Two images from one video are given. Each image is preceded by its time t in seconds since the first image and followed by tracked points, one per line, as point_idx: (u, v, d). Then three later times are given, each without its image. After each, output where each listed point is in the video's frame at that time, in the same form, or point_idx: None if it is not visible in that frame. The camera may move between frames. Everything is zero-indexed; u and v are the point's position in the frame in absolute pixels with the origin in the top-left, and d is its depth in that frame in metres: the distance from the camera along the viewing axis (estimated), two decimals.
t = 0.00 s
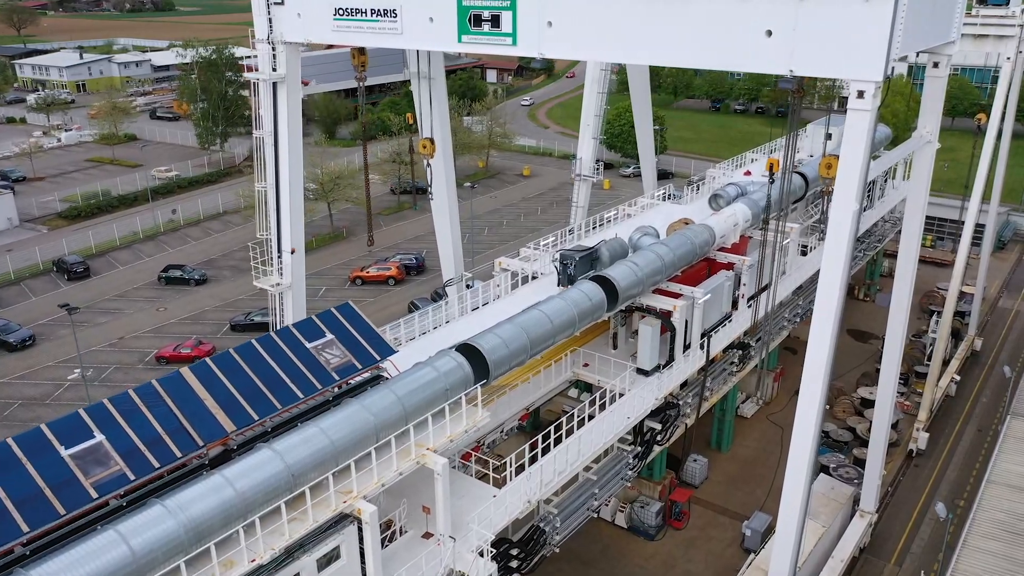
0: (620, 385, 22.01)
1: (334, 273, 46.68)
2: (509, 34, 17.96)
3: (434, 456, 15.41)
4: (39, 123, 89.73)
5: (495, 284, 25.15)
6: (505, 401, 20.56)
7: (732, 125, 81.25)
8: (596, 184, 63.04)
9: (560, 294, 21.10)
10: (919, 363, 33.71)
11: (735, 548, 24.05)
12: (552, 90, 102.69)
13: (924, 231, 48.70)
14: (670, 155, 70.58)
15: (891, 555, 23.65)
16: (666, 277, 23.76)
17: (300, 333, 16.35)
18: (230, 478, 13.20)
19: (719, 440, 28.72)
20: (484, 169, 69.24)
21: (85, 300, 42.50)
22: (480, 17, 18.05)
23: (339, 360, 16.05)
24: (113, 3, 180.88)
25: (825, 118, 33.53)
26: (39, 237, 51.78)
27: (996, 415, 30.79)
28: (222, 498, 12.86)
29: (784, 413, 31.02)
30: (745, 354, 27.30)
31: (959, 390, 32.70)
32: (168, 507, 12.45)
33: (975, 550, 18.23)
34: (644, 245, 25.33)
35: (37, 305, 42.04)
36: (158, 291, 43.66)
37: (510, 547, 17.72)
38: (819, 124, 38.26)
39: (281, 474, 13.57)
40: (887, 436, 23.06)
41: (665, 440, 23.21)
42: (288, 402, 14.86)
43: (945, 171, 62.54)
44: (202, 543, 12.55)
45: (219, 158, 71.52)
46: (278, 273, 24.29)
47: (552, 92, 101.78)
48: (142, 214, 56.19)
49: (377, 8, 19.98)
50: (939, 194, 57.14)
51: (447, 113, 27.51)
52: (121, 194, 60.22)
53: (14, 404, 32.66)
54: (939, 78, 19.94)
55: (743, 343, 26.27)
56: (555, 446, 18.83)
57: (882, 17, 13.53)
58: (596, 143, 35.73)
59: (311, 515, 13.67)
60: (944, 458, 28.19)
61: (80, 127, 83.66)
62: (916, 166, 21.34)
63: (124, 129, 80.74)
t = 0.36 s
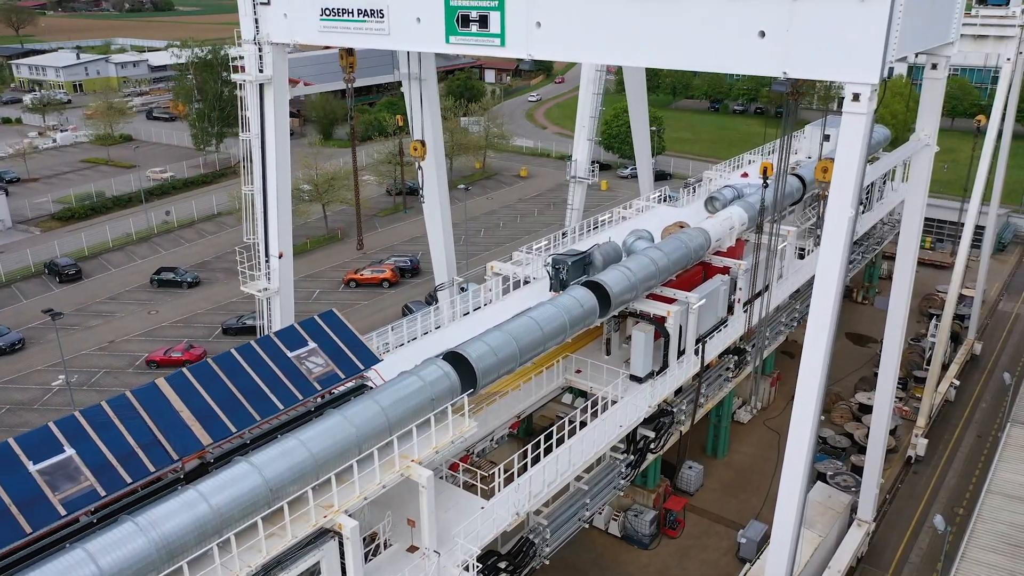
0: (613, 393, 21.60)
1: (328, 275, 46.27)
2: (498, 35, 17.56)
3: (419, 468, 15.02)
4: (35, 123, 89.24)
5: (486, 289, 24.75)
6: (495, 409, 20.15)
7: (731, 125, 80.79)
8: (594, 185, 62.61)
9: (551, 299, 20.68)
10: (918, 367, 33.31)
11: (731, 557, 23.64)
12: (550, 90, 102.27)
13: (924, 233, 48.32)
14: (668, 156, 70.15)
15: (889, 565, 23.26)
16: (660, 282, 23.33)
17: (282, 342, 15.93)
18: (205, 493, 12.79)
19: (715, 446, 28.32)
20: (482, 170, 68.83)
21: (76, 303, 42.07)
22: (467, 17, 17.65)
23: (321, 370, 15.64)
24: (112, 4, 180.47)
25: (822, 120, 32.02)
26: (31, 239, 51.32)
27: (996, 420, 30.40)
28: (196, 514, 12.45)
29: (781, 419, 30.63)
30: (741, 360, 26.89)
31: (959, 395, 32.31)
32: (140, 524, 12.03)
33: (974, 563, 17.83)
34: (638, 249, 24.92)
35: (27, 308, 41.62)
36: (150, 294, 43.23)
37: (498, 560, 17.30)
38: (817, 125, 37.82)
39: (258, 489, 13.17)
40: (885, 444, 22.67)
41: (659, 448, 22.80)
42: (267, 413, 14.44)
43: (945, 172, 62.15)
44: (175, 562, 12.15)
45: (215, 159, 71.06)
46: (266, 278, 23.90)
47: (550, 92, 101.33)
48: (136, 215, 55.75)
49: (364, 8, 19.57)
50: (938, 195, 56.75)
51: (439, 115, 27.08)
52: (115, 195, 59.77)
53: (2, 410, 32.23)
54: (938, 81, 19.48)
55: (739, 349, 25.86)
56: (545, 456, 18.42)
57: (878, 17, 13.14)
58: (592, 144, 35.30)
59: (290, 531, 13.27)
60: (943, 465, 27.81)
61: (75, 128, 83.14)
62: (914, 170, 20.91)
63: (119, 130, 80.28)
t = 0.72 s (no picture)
0: (605, 401, 21.20)
1: (322, 277, 45.88)
2: (485, 37, 17.14)
3: (402, 481, 14.63)
4: (31, 124, 88.80)
5: (478, 295, 24.38)
6: (484, 418, 19.77)
7: (730, 126, 80.34)
8: (591, 187, 62.22)
9: (542, 306, 20.30)
10: (916, 372, 32.92)
11: (726, 567, 23.24)
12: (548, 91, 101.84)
13: (923, 235, 47.94)
14: (666, 157, 69.75)
15: None
16: (654, 288, 22.97)
17: (262, 352, 15.58)
18: (179, 510, 12.41)
19: (710, 454, 27.95)
20: (479, 171, 68.44)
21: (67, 306, 41.71)
22: (455, 19, 17.27)
23: (303, 381, 15.28)
24: (112, 4, 180.16)
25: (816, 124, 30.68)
26: (24, 241, 50.92)
27: (995, 427, 30.01)
28: (169, 532, 12.06)
29: (778, 425, 30.29)
30: (736, 366, 26.49)
31: (958, 400, 31.94)
32: (109, 543, 11.65)
33: None
34: (632, 254, 24.54)
35: (18, 312, 41.24)
36: (142, 297, 42.86)
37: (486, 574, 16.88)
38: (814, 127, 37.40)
39: (234, 505, 12.79)
40: (882, 453, 22.29)
41: (652, 457, 22.40)
42: (245, 426, 14.06)
43: (945, 174, 61.74)
44: None
45: (210, 160, 70.65)
46: (253, 283, 23.53)
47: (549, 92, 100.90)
48: (129, 217, 55.34)
49: (351, 9, 19.17)
50: (937, 197, 56.37)
51: (430, 118, 26.68)
52: (109, 197, 59.37)
53: None
54: (936, 83, 19.03)
55: (734, 355, 25.48)
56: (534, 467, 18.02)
57: (873, 19, 12.74)
58: (587, 146, 34.91)
59: (267, 549, 12.89)
60: (942, 472, 27.43)
61: (70, 129, 82.69)
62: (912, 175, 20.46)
63: (115, 131, 79.88)
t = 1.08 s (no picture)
0: (597, 409, 20.76)
1: (316, 280, 45.44)
2: (472, 37, 16.70)
3: (384, 496, 14.19)
4: (26, 125, 88.32)
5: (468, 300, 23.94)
6: (472, 427, 19.33)
7: (728, 127, 79.87)
8: (588, 189, 61.81)
9: (532, 313, 19.85)
10: (915, 377, 32.48)
11: None
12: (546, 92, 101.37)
13: (922, 237, 47.53)
14: (664, 158, 69.29)
15: None
16: (647, 293, 22.54)
17: (241, 362, 15.13)
18: (149, 528, 11.97)
19: (706, 460, 27.53)
20: (475, 172, 68.03)
21: (57, 310, 41.26)
22: (440, 19, 16.87)
23: (282, 393, 14.84)
24: (111, 4, 179.51)
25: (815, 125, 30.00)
26: (15, 243, 50.48)
27: (995, 433, 29.56)
28: (137, 552, 11.61)
29: (775, 431, 29.87)
30: (732, 372, 26.03)
31: (957, 406, 31.50)
32: (74, 565, 11.19)
33: None
34: (625, 259, 24.10)
35: (7, 315, 40.81)
36: (133, 300, 42.43)
37: None
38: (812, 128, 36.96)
39: (208, 523, 12.35)
40: (879, 462, 21.86)
41: (645, 466, 21.95)
42: (221, 440, 13.62)
43: (944, 175, 61.32)
44: None
45: (205, 161, 70.23)
46: (239, 289, 23.06)
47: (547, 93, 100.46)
48: (122, 219, 54.91)
49: (335, 9, 18.72)
50: (936, 198, 55.93)
51: (421, 120, 26.25)
52: (102, 198, 58.91)
53: None
54: (934, 85, 18.58)
55: (729, 361, 25.03)
56: (523, 479, 17.58)
57: (868, 18, 12.31)
58: (581, 148, 34.49)
59: (242, 567, 12.46)
60: (941, 479, 26.99)
61: (65, 129, 82.21)
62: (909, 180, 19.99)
63: (110, 132, 79.46)
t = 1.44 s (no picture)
0: (587, 418, 20.36)
1: (310, 282, 45.04)
2: (457, 39, 16.27)
3: (365, 511, 13.79)
4: (21, 126, 87.84)
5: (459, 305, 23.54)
6: (460, 437, 18.92)
7: (726, 127, 79.44)
8: (585, 190, 61.42)
9: (521, 320, 19.46)
10: (913, 383, 32.06)
11: None
12: (544, 92, 101.00)
13: (921, 240, 47.13)
14: (662, 159, 68.88)
15: None
16: (640, 299, 22.14)
17: (218, 373, 14.72)
18: (118, 548, 11.55)
19: (701, 468, 27.11)
20: (472, 173, 67.62)
21: (47, 313, 40.85)
22: (426, 21, 16.46)
23: (261, 405, 14.45)
24: (109, 4, 178.82)
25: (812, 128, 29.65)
26: (7, 246, 50.08)
27: (995, 440, 29.15)
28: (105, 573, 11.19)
29: (771, 437, 29.45)
30: (727, 379, 25.63)
31: (956, 412, 31.09)
32: None
33: None
34: (618, 264, 23.70)
35: None
36: (124, 303, 42.02)
37: None
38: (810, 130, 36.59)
39: (179, 541, 11.94)
40: (876, 471, 21.46)
41: (637, 476, 21.53)
42: (196, 455, 13.22)
43: (944, 177, 60.90)
44: None
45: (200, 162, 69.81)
46: (225, 295, 22.65)
47: (545, 93, 100.02)
48: (115, 221, 54.47)
49: (319, 11, 18.30)
50: (935, 200, 55.53)
51: (411, 122, 25.86)
52: (95, 199, 58.49)
53: None
54: (932, 89, 18.21)
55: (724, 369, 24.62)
56: (510, 491, 17.15)
57: (863, 20, 11.90)
58: (576, 150, 34.08)
59: None
60: (939, 487, 26.59)
61: (60, 130, 81.74)
62: (905, 186, 19.63)
63: (105, 132, 79.05)
